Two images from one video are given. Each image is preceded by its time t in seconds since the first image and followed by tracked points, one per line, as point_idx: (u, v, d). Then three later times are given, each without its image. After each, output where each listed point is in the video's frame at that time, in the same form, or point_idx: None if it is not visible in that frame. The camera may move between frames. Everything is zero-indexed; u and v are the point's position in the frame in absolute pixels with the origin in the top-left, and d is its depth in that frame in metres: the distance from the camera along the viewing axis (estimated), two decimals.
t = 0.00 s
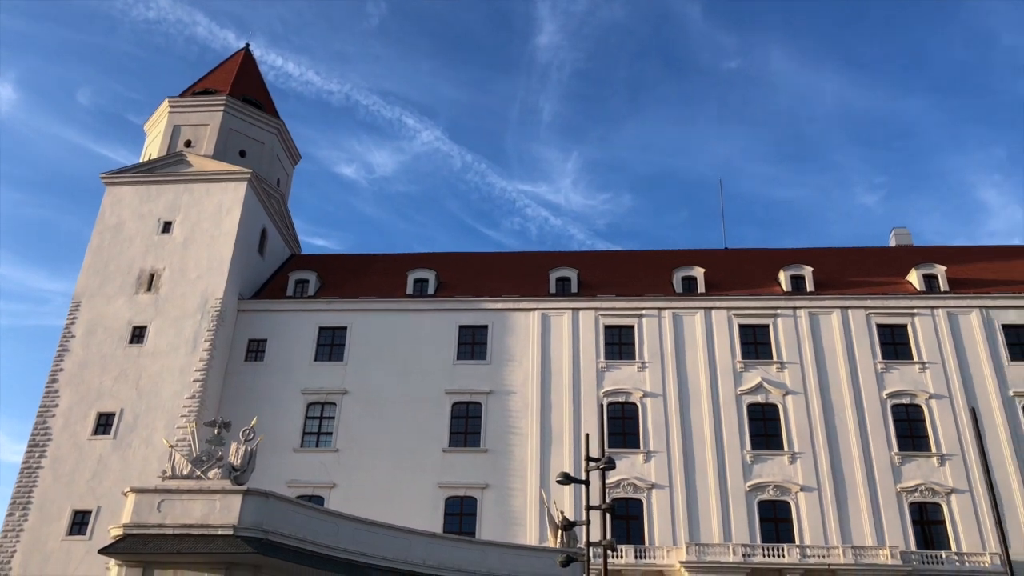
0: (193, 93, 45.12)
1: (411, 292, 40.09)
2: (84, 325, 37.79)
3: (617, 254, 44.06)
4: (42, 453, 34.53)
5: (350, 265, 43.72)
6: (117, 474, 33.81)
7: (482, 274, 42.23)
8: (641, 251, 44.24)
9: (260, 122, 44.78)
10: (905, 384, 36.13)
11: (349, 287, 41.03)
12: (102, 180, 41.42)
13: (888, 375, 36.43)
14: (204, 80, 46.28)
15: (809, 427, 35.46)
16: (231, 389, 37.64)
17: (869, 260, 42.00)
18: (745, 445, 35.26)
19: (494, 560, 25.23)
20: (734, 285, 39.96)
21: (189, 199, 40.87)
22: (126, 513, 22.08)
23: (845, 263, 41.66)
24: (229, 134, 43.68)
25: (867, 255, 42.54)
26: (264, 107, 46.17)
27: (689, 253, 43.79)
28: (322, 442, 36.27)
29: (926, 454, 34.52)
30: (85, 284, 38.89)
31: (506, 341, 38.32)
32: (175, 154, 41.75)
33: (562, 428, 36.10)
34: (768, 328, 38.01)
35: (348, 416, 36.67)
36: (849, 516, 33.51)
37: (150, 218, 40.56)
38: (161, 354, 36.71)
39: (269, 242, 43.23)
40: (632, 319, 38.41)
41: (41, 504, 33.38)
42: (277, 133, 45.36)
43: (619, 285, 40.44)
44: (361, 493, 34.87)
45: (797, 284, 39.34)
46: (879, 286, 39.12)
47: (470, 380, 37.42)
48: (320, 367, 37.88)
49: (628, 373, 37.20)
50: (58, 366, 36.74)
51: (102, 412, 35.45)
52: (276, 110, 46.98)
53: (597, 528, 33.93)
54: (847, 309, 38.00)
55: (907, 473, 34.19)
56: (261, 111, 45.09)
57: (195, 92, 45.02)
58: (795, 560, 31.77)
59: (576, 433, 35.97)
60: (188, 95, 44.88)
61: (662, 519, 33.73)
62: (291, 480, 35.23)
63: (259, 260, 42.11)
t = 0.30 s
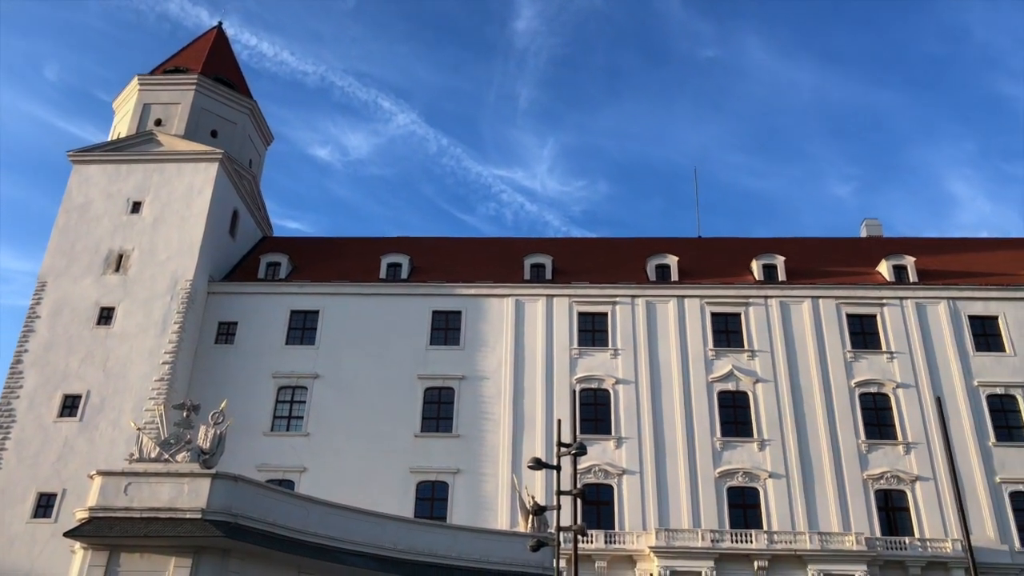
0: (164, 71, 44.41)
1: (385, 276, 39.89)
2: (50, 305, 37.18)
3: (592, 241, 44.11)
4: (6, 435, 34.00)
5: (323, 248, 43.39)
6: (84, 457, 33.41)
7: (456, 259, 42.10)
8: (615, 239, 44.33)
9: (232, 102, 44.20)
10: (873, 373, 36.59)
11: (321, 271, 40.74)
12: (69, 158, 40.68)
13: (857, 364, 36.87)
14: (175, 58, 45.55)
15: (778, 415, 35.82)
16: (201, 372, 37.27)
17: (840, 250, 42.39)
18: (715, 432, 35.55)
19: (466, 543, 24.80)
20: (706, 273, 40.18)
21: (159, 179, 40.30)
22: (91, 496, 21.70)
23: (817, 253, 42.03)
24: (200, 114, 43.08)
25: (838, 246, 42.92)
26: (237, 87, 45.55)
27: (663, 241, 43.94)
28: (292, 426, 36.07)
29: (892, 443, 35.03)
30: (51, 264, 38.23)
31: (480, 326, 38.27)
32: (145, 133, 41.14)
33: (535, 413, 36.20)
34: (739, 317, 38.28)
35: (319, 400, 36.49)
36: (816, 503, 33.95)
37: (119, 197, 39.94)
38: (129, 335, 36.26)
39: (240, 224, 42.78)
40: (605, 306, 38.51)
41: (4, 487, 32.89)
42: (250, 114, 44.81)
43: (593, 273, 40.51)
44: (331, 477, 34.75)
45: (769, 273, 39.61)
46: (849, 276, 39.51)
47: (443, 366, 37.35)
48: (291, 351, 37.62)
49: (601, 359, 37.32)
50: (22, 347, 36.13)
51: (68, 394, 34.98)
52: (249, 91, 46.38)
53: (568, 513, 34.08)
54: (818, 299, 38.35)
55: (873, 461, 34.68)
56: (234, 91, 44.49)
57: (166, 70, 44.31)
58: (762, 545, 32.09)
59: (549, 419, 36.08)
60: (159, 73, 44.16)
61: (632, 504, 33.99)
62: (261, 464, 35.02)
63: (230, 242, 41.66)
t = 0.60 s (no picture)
0: (136, 47, 43.76)
1: (359, 259, 39.75)
2: (16, 284, 36.62)
3: (566, 228, 44.21)
4: None
5: (296, 230, 43.12)
6: (50, 437, 33.10)
7: (431, 243, 42.03)
8: (589, 226, 44.47)
9: (206, 81, 43.67)
10: (841, 362, 37.10)
11: (294, 253, 40.50)
12: (38, 134, 40.01)
13: (825, 353, 37.35)
14: (148, 34, 44.89)
15: (747, 403, 36.23)
16: (171, 353, 36.98)
17: (812, 241, 42.83)
18: (685, 419, 35.90)
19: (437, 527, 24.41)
20: (680, 262, 40.45)
21: (130, 157, 39.79)
22: (57, 477, 21.05)
23: (789, 244, 42.43)
24: (173, 92, 42.54)
25: (809, 237, 43.36)
26: (210, 65, 44.99)
27: (637, 229, 44.13)
28: (264, 408, 35.95)
29: (858, 432, 35.58)
30: (17, 241, 37.64)
31: (454, 311, 38.28)
32: (115, 110, 40.56)
33: (508, 398, 36.36)
34: (711, 305, 38.61)
35: (291, 383, 36.37)
36: (783, 490, 34.46)
37: (89, 175, 39.40)
38: (98, 315, 35.88)
39: (213, 204, 42.38)
40: (579, 293, 38.68)
41: None
42: (224, 93, 44.31)
43: (567, 259, 40.63)
44: (302, 460, 34.71)
45: (741, 263, 39.95)
46: (820, 267, 39.96)
47: (416, 350, 37.34)
48: (264, 333, 37.43)
49: (574, 346, 37.49)
50: None
51: (35, 374, 34.59)
52: (223, 69, 45.84)
53: (538, 497, 34.31)
54: (788, 289, 38.76)
55: (839, 450, 35.22)
56: (207, 70, 43.94)
57: (138, 47, 43.66)
58: (729, 531, 32.43)
59: (521, 404, 36.25)
60: (131, 49, 43.51)
61: (602, 490, 34.30)
62: (231, 446, 34.90)
63: (202, 222, 41.27)
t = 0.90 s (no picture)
0: (105, 24, 43.04)
1: (330, 245, 39.49)
2: None
3: (539, 218, 44.25)
4: None
5: (267, 214, 42.75)
6: (11, 419, 32.67)
7: (403, 230, 41.87)
8: (562, 216, 44.54)
9: (177, 61, 43.08)
10: (807, 356, 37.56)
11: (264, 237, 40.16)
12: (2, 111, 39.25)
13: (792, 347, 37.79)
14: (117, 12, 44.14)
15: (714, 395, 36.59)
16: (137, 336, 36.58)
17: (782, 236, 43.23)
18: (653, 410, 36.18)
19: (404, 514, 24.34)
20: (651, 254, 40.66)
21: (97, 136, 39.19)
22: (17, 460, 20.48)
23: (759, 238, 42.80)
24: (142, 71, 41.91)
25: (779, 231, 43.77)
26: (181, 45, 44.36)
27: (610, 220, 44.26)
28: (231, 393, 35.72)
29: (823, 425, 36.09)
30: None
31: (425, 299, 38.20)
32: (83, 88, 39.90)
33: (478, 387, 36.41)
34: (681, 297, 38.89)
35: (259, 368, 36.15)
36: (748, 480, 34.89)
37: (55, 154, 38.76)
38: (62, 296, 35.38)
39: (182, 186, 41.87)
40: (551, 283, 38.77)
41: None
42: (195, 74, 43.73)
43: (539, 249, 40.69)
44: (269, 446, 34.57)
45: (711, 256, 40.24)
46: (789, 262, 40.38)
47: (387, 337, 37.24)
48: (232, 318, 37.13)
49: (545, 336, 37.60)
50: None
51: None
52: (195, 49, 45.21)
53: (506, 485, 34.47)
54: (757, 283, 39.14)
55: (804, 442, 35.71)
56: (178, 49, 43.33)
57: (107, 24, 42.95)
58: (695, 521, 32.74)
59: (491, 393, 36.33)
60: (100, 26, 42.79)
61: (570, 479, 34.52)
62: (197, 432, 34.66)
63: (171, 204, 40.79)
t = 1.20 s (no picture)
0: None
1: (301, 229, 39.21)
2: None
3: (514, 204, 44.23)
4: None
5: (238, 197, 42.33)
6: None
7: (376, 215, 41.65)
8: (536, 202, 44.55)
9: (146, 39, 42.41)
10: (776, 345, 37.98)
11: (235, 220, 39.78)
12: None
13: (762, 336, 38.18)
14: None
15: (685, 383, 36.88)
16: (104, 318, 36.14)
17: (753, 225, 43.59)
18: (624, 397, 36.42)
19: (374, 500, 24.32)
20: (624, 242, 40.83)
21: (64, 114, 38.54)
22: None
23: (731, 227, 43.11)
24: (111, 48, 41.24)
25: (751, 221, 44.12)
26: (151, 22, 43.67)
27: (584, 208, 44.36)
28: (200, 377, 35.46)
29: (790, 413, 36.55)
30: None
31: (398, 285, 38.09)
32: (49, 64, 39.20)
33: (449, 373, 36.42)
34: (653, 286, 39.11)
35: (228, 352, 35.88)
36: (716, 467, 35.27)
37: (20, 131, 38.10)
38: (26, 277, 34.89)
39: (152, 166, 41.32)
40: (524, 270, 38.81)
41: None
42: (165, 52, 43.08)
43: (512, 236, 40.69)
44: (238, 430, 34.37)
45: (683, 245, 40.48)
46: (759, 252, 40.73)
47: (358, 322, 37.12)
48: (202, 301, 36.80)
49: (518, 322, 37.67)
50: None
51: None
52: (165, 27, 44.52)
53: (477, 471, 34.59)
54: (728, 272, 39.46)
55: (771, 430, 36.16)
56: (148, 27, 42.65)
57: None
58: (663, 507, 33.03)
59: (462, 379, 36.36)
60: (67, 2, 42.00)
61: (540, 465, 34.70)
62: (165, 415, 34.38)
63: (140, 184, 40.25)
